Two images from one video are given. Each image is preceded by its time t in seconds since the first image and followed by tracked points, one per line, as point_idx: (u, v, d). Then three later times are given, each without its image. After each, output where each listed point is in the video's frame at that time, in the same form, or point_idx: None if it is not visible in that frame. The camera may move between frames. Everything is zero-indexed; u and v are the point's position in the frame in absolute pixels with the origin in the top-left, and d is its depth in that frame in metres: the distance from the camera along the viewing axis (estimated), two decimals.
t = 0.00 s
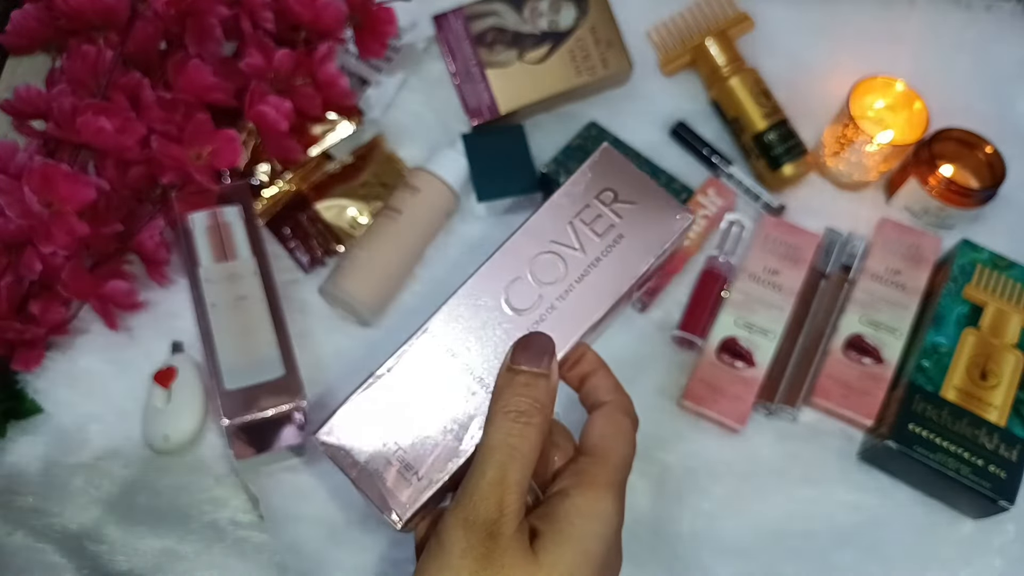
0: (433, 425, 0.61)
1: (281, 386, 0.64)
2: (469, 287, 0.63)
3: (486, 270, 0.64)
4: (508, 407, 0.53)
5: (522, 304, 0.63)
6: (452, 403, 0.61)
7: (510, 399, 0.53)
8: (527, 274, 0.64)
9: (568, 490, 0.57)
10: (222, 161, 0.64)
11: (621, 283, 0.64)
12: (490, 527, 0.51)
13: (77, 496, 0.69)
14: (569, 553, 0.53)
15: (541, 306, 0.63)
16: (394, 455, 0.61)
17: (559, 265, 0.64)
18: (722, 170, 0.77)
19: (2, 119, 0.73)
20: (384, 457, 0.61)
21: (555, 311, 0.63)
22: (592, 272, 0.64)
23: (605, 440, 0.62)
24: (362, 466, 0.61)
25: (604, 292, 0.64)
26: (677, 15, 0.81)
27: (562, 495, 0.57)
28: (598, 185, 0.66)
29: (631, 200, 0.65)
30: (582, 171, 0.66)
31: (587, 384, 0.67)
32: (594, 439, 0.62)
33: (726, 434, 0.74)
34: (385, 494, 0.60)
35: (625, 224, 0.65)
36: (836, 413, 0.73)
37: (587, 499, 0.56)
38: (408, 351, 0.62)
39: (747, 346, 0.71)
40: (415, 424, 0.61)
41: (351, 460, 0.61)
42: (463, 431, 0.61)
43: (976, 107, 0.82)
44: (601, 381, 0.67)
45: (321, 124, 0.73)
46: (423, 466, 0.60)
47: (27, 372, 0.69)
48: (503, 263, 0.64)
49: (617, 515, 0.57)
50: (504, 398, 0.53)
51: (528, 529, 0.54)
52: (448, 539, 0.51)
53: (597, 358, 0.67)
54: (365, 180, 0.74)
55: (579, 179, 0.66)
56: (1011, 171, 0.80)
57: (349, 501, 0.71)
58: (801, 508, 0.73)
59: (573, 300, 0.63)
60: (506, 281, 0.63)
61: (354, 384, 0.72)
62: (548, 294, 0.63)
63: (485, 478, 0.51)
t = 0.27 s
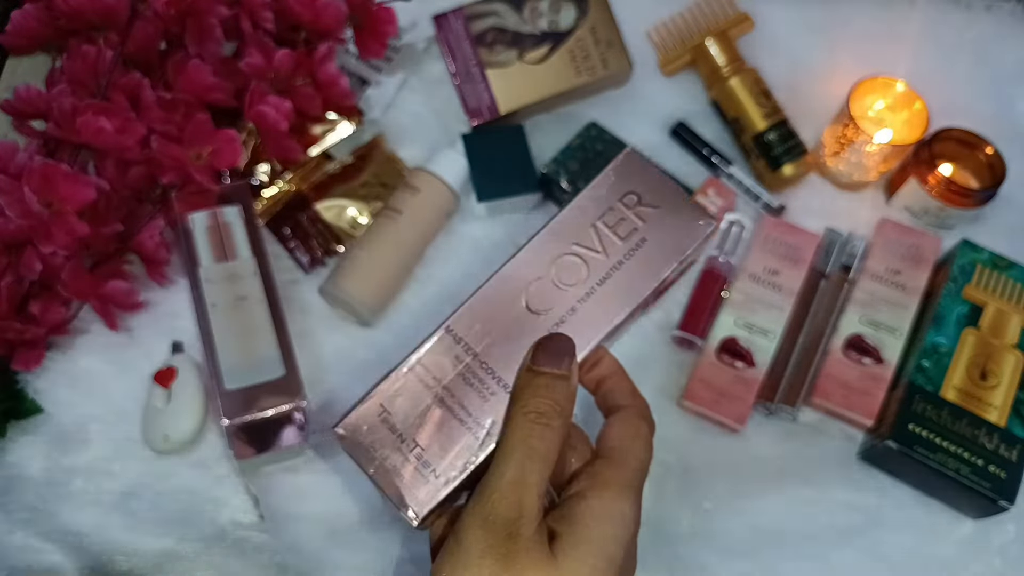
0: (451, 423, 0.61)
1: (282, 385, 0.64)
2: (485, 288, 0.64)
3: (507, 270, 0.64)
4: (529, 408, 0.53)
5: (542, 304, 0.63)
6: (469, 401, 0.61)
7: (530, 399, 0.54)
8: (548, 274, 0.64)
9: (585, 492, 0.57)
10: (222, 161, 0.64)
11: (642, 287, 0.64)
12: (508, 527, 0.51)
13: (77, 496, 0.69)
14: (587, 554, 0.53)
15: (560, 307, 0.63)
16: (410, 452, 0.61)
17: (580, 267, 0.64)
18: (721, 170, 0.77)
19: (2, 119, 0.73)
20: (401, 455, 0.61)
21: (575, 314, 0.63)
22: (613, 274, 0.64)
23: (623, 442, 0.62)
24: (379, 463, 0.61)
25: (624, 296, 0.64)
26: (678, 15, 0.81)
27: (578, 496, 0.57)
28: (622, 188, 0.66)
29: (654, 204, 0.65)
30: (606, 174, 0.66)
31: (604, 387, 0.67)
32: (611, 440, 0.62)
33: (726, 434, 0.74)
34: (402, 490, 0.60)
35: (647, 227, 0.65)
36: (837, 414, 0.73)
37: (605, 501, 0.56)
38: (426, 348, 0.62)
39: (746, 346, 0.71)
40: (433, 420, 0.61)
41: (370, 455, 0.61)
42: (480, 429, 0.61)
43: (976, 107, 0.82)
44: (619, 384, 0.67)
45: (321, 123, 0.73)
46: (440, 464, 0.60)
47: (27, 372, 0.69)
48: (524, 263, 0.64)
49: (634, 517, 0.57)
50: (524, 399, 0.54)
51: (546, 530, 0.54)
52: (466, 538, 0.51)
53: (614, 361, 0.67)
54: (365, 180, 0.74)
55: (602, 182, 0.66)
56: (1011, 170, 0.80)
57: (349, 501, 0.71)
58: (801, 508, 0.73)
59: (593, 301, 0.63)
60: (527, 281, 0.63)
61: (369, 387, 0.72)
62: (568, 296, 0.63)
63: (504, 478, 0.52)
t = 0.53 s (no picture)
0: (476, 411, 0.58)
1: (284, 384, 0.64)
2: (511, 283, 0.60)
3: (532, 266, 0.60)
4: (544, 401, 0.53)
5: (565, 303, 0.59)
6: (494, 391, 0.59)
7: (545, 393, 0.53)
8: (572, 273, 0.60)
9: (600, 488, 0.56)
10: (224, 162, 0.65)
11: (664, 295, 0.60)
12: (519, 515, 0.51)
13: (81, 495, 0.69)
14: (597, 547, 0.53)
15: (581, 308, 0.59)
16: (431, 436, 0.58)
17: (604, 270, 0.60)
18: (720, 170, 0.78)
19: (6, 120, 0.73)
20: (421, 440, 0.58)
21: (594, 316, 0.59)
22: (638, 279, 0.60)
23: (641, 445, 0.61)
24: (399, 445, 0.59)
25: (648, 302, 0.60)
26: (677, 17, 0.81)
27: (593, 492, 0.56)
28: (654, 192, 0.62)
29: (685, 210, 0.61)
30: (639, 178, 0.62)
31: (629, 392, 0.66)
32: (631, 442, 0.61)
33: (724, 434, 0.75)
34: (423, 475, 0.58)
35: (676, 234, 0.61)
36: (833, 412, 0.74)
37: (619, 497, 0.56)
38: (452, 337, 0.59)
39: (745, 345, 0.72)
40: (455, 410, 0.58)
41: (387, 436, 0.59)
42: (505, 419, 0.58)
43: (973, 109, 0.82)
44: (643, 389, 0.66)
45: (323, 125, 0.73)
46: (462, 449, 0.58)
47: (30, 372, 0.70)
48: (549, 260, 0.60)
49: (648, 516, 0.56)
50: (540, 393, 0.54)
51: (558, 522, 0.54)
52: (478, 524, 0.51)
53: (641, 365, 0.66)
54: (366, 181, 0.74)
55: (633, 186, 0.62)
56: (1008, 171, 0.81)
57: (350, 499, 0.71)
58: (799, 506, 0.74)
59: (615, 305, 0.60)
60: (552, 278, 0.60)
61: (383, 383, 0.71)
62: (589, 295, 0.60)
63: (517, 468, 0.52)
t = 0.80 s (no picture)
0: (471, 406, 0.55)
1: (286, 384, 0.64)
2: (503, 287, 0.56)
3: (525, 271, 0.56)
4: (529, 398, 0.51)
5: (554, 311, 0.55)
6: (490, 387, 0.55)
7: (530, 390, 0.52)
8: (562, 276, 0.55)
9: (590, 482, 0.54)
10: (225, 163, 0.65)
11: (649, 303, 0.54)
12: (500, 507, 0.49)
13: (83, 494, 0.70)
14: (581, 541, 0.50)
15: (570, 316, 0.55)
16: (427, 433, 0.56)
17: (594, 277, 0.55)
18: (719, 171, 0.78)
19: (8, 122, 0.74)
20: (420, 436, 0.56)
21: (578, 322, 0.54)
22: (625, 285, 0.54)
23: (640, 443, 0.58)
24: (396, 441, 0.57)
25: (635, 311, 0.54)
26: (676, 19, 0.82)
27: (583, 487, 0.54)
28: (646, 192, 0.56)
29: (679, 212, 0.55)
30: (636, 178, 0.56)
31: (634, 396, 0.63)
32: (629, 441, 0.58)
33: (723, 434, 0.75)
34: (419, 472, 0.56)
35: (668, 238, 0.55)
36: (832, 412, 0.74)
37: (611, 491, 0.53)
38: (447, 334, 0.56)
39: (743, 345, 0.72)
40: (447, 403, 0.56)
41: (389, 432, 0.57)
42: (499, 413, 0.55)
43: (971, 110, 0.82)
44: (649, 393, 0.63)
45: (324, 126, 0.74)
46: (455, 445, 0.55)
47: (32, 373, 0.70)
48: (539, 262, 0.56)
49: (640, 512, 0.53)
50: (525, 390, 0.52)
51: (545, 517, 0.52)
52: (460, 517, 0.50)
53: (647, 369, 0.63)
54: (367, 182, 0.75)
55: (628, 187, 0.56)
56: (1006, 172, 0.81)
57: (351, 498, 0.72)
58: (797, 505, 0.74)
59: (605, 314, 0.54)
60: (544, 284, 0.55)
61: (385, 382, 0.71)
62: (577, 298, 0.55)
63: (498, 463, 0.50)
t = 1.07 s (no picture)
0: (468, 407, 0.55)
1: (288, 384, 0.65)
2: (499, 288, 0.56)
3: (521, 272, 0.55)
4: (518, 398, 0.51)
5: (550, 311, 0.54)
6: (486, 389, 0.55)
7: (520, 390, 0.52)
8: (555, 277, 0.54)
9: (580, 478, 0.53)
10: (226, 163, 0.65)
11: (644, 302, 0.53)
12: (486, 508, 0.50)
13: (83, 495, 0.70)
14: (565, 542, 0.50)
15: (563, 317, 0.54)
16: (426, 436, 0.56)
17: (589, 275, 0.54)
18: (719, 171, 0.78)
19: (8, 122, 0.74)
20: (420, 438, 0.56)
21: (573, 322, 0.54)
22: (618, 284, 0.54)
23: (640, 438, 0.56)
24: (398, 444, 0.57)
25: (628, 310, 0.53)
26: (676, 19, 0.82)
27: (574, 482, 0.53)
28: (640, 187, 0.55)
29: (673, 206, 0.54)
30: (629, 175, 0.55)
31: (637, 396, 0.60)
32: (627, 437, 0.56)
33: (723, 434, 0.75)
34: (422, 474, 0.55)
35: (662, 233, 0.54)
36: (832, 412, 0.74)
37: (599, 488, 0.52)
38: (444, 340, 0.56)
39: (743, 345, 0.72)
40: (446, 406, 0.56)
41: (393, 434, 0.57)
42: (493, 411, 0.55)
43: (971, 110, 0.82)
44: (653, 391, 0.60)
45: (324, 126, 0.74)
46: (454, 446, 0.55)
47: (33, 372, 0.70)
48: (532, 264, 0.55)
49: (630, 511, 0.52)
50: (515, 390, 0.52)
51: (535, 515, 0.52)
52: (449, 516, 0.51)
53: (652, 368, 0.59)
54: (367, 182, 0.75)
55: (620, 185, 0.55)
56: (1006, 172, 0.81)
57: (351, 498, 0.72)
58: (797, 505, 0.74)
59: (600, 312, 0.54)
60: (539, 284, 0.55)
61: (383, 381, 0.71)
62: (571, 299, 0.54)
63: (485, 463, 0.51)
